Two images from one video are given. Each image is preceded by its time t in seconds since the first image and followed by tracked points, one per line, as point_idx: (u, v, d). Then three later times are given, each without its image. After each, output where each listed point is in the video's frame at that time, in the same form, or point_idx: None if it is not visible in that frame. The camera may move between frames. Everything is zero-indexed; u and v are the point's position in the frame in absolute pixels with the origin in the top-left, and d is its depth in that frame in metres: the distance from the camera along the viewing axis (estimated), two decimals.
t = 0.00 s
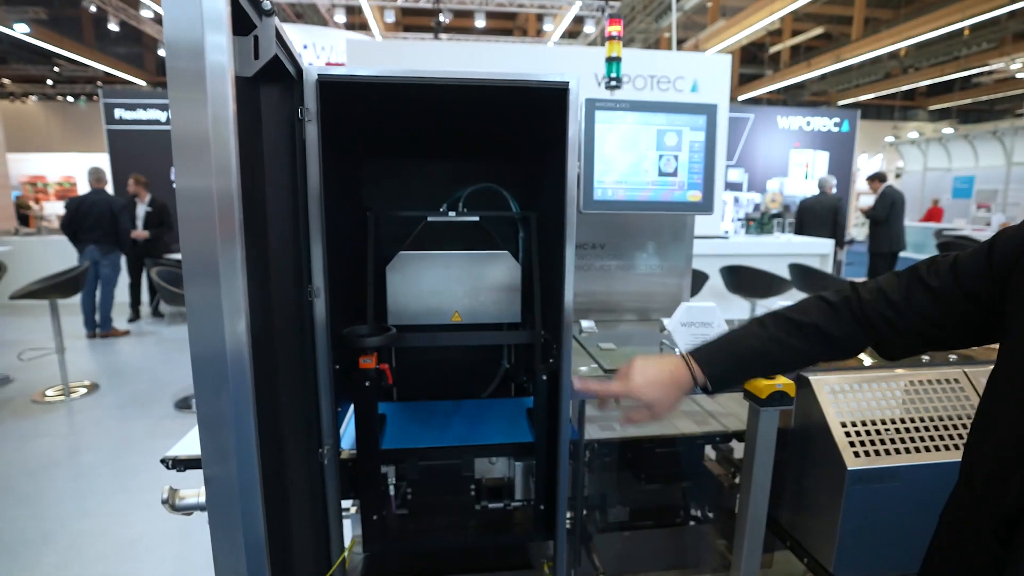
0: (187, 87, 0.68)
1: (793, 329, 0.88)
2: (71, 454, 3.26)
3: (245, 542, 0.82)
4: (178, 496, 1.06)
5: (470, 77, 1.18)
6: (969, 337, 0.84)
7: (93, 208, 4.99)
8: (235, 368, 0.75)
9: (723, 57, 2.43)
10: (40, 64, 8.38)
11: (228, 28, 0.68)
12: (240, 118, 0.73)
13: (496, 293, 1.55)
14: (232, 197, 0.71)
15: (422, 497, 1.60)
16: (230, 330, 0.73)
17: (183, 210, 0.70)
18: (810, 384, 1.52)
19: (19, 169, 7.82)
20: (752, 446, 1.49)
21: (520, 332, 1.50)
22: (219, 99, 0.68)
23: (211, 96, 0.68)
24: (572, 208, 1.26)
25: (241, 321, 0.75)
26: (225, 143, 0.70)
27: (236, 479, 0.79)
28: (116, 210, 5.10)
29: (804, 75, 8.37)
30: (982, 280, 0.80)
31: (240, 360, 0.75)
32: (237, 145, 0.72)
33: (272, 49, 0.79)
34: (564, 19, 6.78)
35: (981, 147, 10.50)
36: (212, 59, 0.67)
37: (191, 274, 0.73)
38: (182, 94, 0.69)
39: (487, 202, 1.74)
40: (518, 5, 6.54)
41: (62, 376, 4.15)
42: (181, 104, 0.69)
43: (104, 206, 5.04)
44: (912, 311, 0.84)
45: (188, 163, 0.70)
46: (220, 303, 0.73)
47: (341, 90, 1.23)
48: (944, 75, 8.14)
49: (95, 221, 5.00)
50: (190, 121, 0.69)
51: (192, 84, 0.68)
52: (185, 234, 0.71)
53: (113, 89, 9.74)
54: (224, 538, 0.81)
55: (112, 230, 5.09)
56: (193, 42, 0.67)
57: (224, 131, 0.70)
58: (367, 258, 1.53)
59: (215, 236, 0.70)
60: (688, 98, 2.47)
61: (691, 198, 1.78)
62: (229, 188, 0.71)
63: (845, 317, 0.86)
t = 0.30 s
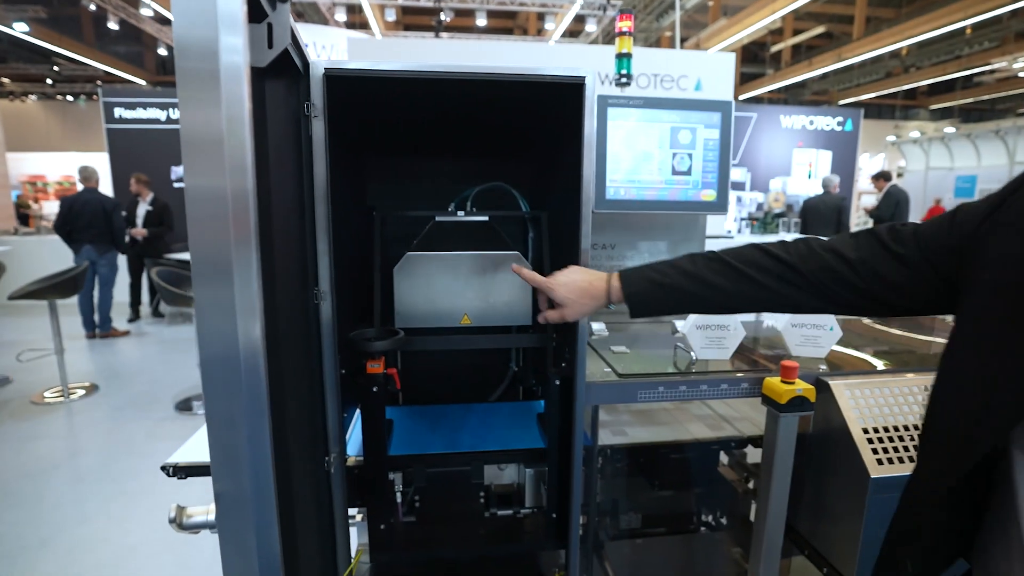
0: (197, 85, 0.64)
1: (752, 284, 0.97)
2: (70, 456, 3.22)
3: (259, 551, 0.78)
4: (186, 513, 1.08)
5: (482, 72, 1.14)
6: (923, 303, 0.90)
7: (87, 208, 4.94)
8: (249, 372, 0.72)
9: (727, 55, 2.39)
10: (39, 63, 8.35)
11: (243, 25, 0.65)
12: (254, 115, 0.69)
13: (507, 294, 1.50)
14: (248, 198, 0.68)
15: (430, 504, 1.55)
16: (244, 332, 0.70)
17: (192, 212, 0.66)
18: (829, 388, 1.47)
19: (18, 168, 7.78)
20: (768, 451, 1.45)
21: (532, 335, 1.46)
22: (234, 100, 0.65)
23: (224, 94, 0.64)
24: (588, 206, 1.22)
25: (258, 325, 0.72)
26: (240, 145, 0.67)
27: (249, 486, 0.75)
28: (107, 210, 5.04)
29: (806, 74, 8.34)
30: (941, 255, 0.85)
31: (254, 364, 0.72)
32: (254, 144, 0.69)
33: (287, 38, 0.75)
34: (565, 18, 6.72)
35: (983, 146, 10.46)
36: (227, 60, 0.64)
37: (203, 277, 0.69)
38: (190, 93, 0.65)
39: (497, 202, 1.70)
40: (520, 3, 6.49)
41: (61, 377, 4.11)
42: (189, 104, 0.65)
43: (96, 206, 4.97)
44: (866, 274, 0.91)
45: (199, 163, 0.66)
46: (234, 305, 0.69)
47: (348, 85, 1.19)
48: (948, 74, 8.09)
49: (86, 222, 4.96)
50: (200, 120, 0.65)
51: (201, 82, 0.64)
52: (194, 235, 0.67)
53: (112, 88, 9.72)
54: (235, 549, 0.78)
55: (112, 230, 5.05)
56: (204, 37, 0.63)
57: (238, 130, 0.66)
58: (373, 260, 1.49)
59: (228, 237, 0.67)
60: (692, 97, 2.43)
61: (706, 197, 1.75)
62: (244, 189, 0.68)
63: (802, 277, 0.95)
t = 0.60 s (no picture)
0: (202, 82, 0.61)
1: (700, 272, 0.96)
2: (70, 459, 3.18)
3: (268, 563, 0.75)
4: (188, 536, 1.05)
5: (495, 67, 1.09)
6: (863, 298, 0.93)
7: (77, 208, 4.90)
8: (258, 377, 0.68)
9: (730, 53, 2.34)
10: (40, 63, 8.32)
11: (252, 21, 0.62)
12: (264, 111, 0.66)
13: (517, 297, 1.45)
14: (258, 199, 0.65)
15: (437, 515, 1.49)
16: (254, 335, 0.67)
17: (195, 212, 0.63)
18: (850, 393, 1.41)
19: (18, 167, 7.75)
20: (789, 459, 1.40)
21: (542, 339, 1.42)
22: (242, 98, 0.62)
23: (231, 91, 0.61)
24: (604, 205, 1.18)
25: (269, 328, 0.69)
26: (249, 143, 0.63)
27: (257, 495, 0.72)
28: (99, 209, 4.99)
29: (808, 73, 8.28)
30: (881, 251, 0.88)
31: (262, 368, 0.68)
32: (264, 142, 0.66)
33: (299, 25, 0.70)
34: (567, 16, 6.67)
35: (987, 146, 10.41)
36: (235, 58, 0.61)
37: (208, 279, 0.65)
38: (193, 90, 0.62)
39: (505, 201, 1.66)
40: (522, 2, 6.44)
41: (61, 378, 4.07)
42: (192, 101, 0.62)
43: (86, 206, 4.92)
44: (811, 266, 0.92)
45: (204, 161, 0.63)
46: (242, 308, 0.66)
47: (355, 81, 1.15)
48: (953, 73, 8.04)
49: (77, 224, 4.92)
50: (205, 118, 0.62)
51: (205, 78, 0.61)
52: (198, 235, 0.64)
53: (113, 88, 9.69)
54: (240, 563, 0.74)
55: (110, 230, 5.02)
56: (213, 31, 0.60)
57: (248, 127, 0.63)
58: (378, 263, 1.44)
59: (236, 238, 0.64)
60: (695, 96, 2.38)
61: (719, 197, 1.71)
62: (254, 188, 0.65)
63: (750, 268, 0.94)
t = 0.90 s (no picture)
0: (214, 78, 0.56)
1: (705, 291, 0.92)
2: (70, 461, 3.15)
3: None
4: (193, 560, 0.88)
5: (509, 64, 1.05)
6: (861, 319, 0.91)
7: (73, 208, 4.85)
8: (269, 385, 0.63)
9: (734, 51, 2.28)
10: (41, 62, 8.31)
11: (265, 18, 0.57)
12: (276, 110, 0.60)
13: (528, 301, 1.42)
14: (271, 204, 0.60)
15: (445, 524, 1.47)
16: (262, 341, 0.61)
17: (200, 216, 0.57)
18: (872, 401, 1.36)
19: (18, 166, 7.73)
20: (808, 469, 1.36)
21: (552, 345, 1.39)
22: (254, 96, 0.57)
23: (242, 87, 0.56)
24: (619, 205, 1.15)
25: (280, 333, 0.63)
26: (261, 146, 0.58)
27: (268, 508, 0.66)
28: (95, 209, 4.94)
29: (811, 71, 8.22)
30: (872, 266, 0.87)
31: (272, 374, 0.63)
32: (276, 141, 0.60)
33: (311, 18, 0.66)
34: (570, 15, 6.61)
35: (991, 144, 10.36)
36: (247, 58, 0.56)
37: (211, 288, 0.59)
38: (199, 88, 0.56)
39: (513, 201, 1.63)
40: None
41: (61, 378, 4.05)
42: (199, 99, 0.56)
43: (83, 206, 4.88)
44: (810, 285, 0.90)
45: (211, 161, 0.57)
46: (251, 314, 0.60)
47: (362, 77, 1.10)
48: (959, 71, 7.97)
49: (75, 223, 4.89)
50: (214, 115, 0.56)
51: (213, 72, 0.55)
52: (205, 241, 0.58)
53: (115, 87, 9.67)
54: None
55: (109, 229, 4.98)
56: (223, 23, 0.55)
57: (259, 126, 0.58)
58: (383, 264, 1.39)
59: (247, 242, 0.59)
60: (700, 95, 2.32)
61: (733, 198, 1.67)
62: (267, 192, 0.59)
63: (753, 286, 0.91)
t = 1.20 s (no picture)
0: (222, 81, 0.61)
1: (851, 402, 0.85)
2: (72, 462, 3.13)
3: (286, 555, 0.73)
4: None
5: (523, 58, 1.00)
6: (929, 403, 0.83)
7: (83, 206, 4.81)
8: (276, 367, 0.68)
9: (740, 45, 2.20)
10: (43, 59, 8.28)
11: (272, 22, 0.62)
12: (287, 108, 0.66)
13: (539, 304, 1.38)
14: (282, 194, 0.65)
15: (453, 533, 1.43)
16: (270, 325, 0.67)
17: (206, 212, 0.62)
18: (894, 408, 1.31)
19: (21, 164, 7.72)
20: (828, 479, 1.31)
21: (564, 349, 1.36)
22: (263, 94, 0.62)
23: (251, 87, 0.61)
24: (637, 205, 1.10)
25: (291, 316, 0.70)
26: (271, 141, 0.63)
27: (273, 485, 0.71)
28: (107, 206, 4.91)
29: (817, 68, 8.14)
30: (942, 307, 0.81)
31: (280, 356, 0.68)
32: (286, 138, 0.66)
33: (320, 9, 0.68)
34: (573, 12, 6.54)
35: (997, 141, 10.26)
36: (257, 57, 0.61)
37: (216, 274, 0.64)
38: (205, 90, 0.61)
39: (522, 201, 1.60)
40: None
41: (64, 378, 4.02)
42: (204, 102, 0.61)
43: (93, 203, 4.83)
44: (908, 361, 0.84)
45: (217, 160, 0.62)
46: (262, 301, 0.65)
47: (367, 72, 1.06)
48: (966, 68, 7.88)
49: (86, 221, 4.85)
50: (222, 114, 0.61)
51: (222, 75, 0.60)
52: (210, 235, 0.63)
53: (118, 84, 9.65)
54: (252, 558, 0.72)
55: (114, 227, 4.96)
56: (229, 26, 0.60)
57: (269, 124, 0.63)
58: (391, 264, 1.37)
59: (256, 234, 0.63)
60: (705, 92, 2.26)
61: (751, 198, 1.62)
62: (278, 184, 0.65)
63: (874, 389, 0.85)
